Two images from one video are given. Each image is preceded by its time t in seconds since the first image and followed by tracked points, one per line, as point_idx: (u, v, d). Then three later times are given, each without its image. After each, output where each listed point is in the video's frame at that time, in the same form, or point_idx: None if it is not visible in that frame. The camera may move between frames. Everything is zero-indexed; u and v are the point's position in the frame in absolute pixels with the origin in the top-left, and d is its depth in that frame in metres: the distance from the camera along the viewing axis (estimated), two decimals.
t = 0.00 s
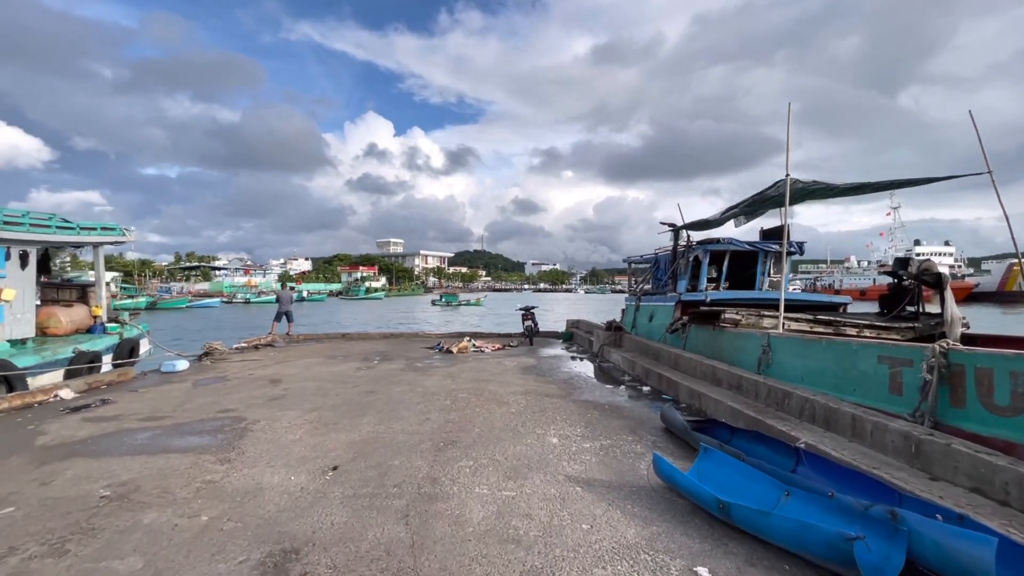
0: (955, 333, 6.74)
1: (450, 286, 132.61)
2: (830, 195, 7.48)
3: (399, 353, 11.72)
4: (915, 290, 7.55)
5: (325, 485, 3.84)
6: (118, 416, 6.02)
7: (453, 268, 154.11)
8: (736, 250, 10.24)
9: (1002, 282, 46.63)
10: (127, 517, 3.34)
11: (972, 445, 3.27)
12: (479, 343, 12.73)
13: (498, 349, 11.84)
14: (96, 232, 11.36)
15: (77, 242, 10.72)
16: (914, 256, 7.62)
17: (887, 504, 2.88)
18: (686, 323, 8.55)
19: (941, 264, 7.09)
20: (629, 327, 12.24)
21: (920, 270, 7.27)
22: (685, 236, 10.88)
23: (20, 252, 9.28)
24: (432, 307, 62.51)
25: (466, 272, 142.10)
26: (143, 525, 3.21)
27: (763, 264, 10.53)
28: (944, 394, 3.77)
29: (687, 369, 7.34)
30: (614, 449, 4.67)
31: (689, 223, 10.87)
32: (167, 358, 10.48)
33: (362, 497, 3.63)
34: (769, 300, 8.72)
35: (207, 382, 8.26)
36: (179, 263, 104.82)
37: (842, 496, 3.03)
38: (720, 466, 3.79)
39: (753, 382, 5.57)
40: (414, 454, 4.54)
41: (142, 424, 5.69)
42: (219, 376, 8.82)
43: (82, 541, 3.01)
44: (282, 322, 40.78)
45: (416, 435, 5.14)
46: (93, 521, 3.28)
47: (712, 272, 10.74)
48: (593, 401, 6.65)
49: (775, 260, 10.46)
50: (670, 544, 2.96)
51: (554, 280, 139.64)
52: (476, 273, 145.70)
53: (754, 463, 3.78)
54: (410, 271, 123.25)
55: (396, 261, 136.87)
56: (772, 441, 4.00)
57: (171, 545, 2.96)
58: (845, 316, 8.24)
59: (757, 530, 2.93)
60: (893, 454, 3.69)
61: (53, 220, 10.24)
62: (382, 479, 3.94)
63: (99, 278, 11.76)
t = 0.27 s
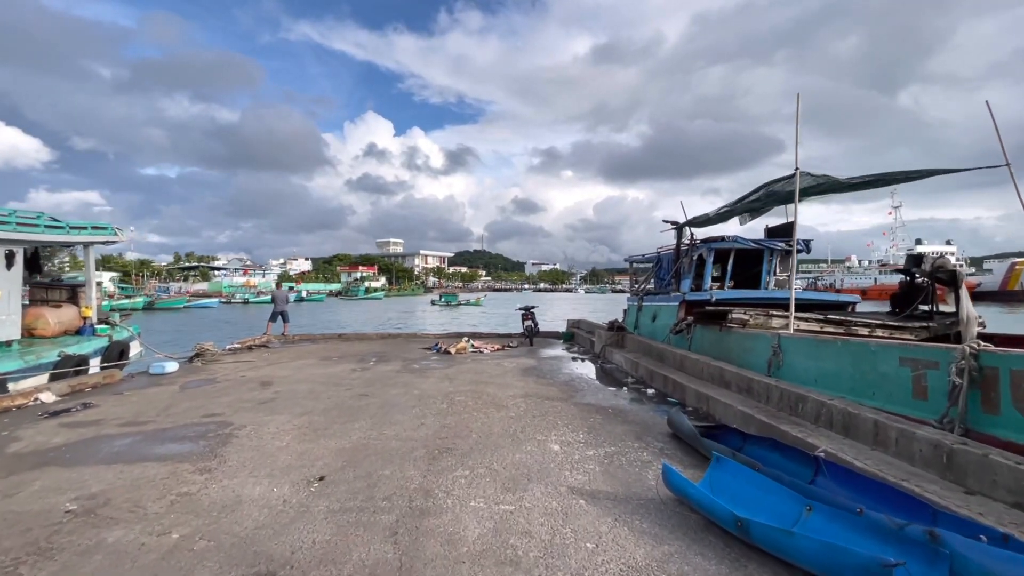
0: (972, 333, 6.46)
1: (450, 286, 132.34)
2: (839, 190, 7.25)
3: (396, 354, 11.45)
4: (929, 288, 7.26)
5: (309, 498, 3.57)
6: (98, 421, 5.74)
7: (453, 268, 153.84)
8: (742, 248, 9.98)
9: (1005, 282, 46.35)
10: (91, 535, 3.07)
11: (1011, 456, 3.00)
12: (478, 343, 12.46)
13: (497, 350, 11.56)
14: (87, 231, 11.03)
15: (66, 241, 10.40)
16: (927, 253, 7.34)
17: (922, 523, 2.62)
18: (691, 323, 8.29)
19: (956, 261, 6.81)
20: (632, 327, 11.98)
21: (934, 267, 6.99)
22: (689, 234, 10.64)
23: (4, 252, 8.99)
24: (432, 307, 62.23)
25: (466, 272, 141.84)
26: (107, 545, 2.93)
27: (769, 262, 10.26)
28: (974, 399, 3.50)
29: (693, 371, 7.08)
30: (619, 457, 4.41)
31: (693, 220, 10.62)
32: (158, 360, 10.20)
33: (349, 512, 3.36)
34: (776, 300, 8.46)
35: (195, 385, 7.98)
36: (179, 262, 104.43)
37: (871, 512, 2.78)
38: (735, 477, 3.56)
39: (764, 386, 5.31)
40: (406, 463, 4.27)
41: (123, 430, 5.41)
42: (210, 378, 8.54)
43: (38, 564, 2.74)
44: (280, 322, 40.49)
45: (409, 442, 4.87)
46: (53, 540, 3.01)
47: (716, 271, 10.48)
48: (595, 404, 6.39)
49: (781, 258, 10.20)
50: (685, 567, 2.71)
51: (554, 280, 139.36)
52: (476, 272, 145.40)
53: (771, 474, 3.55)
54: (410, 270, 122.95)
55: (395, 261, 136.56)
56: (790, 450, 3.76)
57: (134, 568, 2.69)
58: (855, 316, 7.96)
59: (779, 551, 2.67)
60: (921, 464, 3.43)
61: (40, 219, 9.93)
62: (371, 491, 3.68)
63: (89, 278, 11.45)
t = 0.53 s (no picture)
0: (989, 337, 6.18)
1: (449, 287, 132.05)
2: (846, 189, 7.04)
3: (392, 357, 11.18)
4: (943, 291, 6.98)
5: (291, 520, 3.30)
6: (75, 431, 5.46)
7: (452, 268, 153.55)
8: (747, 248, 9.71)
9: (1007, 282, 46.09)
10: (46, 565, 2.80)
11: None
12: (476, 346, 12.19)
13: (496, 353, 11.29)
14: (75, 232, 10.66)
15: (54, 242, 10.07)
16: (940, 254, 7.06)
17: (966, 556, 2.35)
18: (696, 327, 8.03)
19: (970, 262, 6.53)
20: (633, 330, 11.73)
21: (948, 269, 6.70)
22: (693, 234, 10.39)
23: None
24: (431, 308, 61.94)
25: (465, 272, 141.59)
26: None
27: (775, 262, 10.00)
28: (1011, 414, 3.24)
29: (699, 378, 6.82)
30: (624, 472, 4.16)
31: (697, 220, 10.38)
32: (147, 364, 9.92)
33: (332, 536, 3.09)
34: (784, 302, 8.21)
35: (182, 391, 7.69)
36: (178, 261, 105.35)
37: (905, 541, 2.51)
38: (750, 497, 3.29)
39: (776, 394, 5.05)
40: (397, 479, 4.00)
41: (100, 440, 5.14)
42: (198, 383, 8.26)
43: None
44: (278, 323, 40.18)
45: (402, 455, 4.60)
46: (4, 571, 2.74)
47: (721, 272, 10.22)
48: (597, 412, 6.14)
49: (788, 259, 9.93)
50: None
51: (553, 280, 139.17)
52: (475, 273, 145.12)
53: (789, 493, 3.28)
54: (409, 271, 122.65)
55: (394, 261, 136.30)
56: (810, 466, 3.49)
57: None
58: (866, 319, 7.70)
59: None
60: (954, 484, 3.17)
61: (25, 219, 9.60)
62: (358, 513, 3.41)
63: (78, 280, 11.11)
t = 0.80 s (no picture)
0: (1008, 341, 5.93)
1: (448, 287, 131.81)
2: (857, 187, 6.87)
3: (388, 358, 10.91)
4: (956, 292, 6.73)
5: (271, 537, 3.05)
6: (51, 437, 5.18)
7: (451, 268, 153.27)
8: (753, 248, 9.48)
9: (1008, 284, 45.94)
10: None
11: None
12: (474, 347, 11.93)
13: (495, 354, 11.03)
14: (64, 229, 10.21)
15: (41, 239, 9.69)
16: (954, 254, 6.84)
17: None
18: (701, 329, 7.79)
19: (987, 262, 6.30)
20: (635, 331, 11.49)
21: (963, 270, 6.48)
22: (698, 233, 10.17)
23: None
24: (430, 308, 61.66)
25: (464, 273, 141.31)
26: None
27: (781, 262, 9.78)
28: None
29: (705, 382, 6.57)
30: (631, 484, 3.92)
31: (702, 219, 10.18)
32: (135, 365, 9.62)
33: (315, 557, 2.83)
34: (792, 304, 7.97)
35: (169, 394, 7.41)
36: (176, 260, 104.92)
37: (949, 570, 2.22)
38: (768, 513, 3.04)
39: (790, 400, 4.80)
40: (388, 492, 3.74)
41: (76, 447, 4.86)
42: (187, 386, 7.98)
43: None
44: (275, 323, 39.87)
45: (394, 464, 4.34)
46: None
47: (726, 272, 9.98)
48: (600, 417, 5.89)
49: (794, 259, 9.70)
50: None
51: (552, 281, 139.10)
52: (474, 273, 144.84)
53: (810, 509, 3.03)
54: (408, 271, 122.31)
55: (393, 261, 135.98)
56: (831, 478, 3.23)
57: None
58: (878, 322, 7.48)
59: None
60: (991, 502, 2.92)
61: (11, 216, 9.24)
62: (344, 530, 3.15)
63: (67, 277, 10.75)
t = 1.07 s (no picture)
0: None
1: (447, 288, 131.52)
2: (866, 188, 6.72)
3: (385, 361, 10.65)
4: (975, 297, 6.50)
5: (251, 562, 2.80)
6: (25, 445, 4.91)
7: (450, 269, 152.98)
8: (760, 250, 9.24)
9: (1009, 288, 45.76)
10: None
11: None
12: (473, 350, 11.66)
13: (494, 358, 10.76)
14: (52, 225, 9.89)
15: (27, 234, 9.34)
16: (973, 258, 6.61)
17: None
18: (708, 333, 7.55)
19: (1006, 265, 6.03)
20: (637, 334, 11.24)
21: (981, 274, 6.18)
22: (704, 234, 9.96)
23: None
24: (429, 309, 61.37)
25: (463, 273, 141.05)
26: None
27: (789, 265, 9.55)
28: None
29: (713, 388, 6.33)
30: (640, 501, 3.67)
31: (709, 219, 9.96)
32: (124, 367, 9.33)
33: None
34: (802, 307, 7.74)
35: (157, 398, 7.13)
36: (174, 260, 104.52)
37: None
38: (793, 538, 2.78)
39: (805, 410, 4.56)
40: (380, 509, 3.47)
41: (51, 457, 4.59)
42: (175, 389, 7.70)
43: None
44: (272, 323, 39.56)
45: (388, 477, 4.08)
46: None
47: (732, 274, 9.74)
48: (604, 425, 5.64)
49: (803, 261, 9.47)
50: None
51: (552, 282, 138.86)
52: (473, 274, 144.55)
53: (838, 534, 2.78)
54: (407, 271, 121.99)
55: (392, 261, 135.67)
56: (856, 496, 2.98)
57: None
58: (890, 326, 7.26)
59: None
60: None
61: None
62: (331, 554, 2.89)
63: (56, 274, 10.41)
